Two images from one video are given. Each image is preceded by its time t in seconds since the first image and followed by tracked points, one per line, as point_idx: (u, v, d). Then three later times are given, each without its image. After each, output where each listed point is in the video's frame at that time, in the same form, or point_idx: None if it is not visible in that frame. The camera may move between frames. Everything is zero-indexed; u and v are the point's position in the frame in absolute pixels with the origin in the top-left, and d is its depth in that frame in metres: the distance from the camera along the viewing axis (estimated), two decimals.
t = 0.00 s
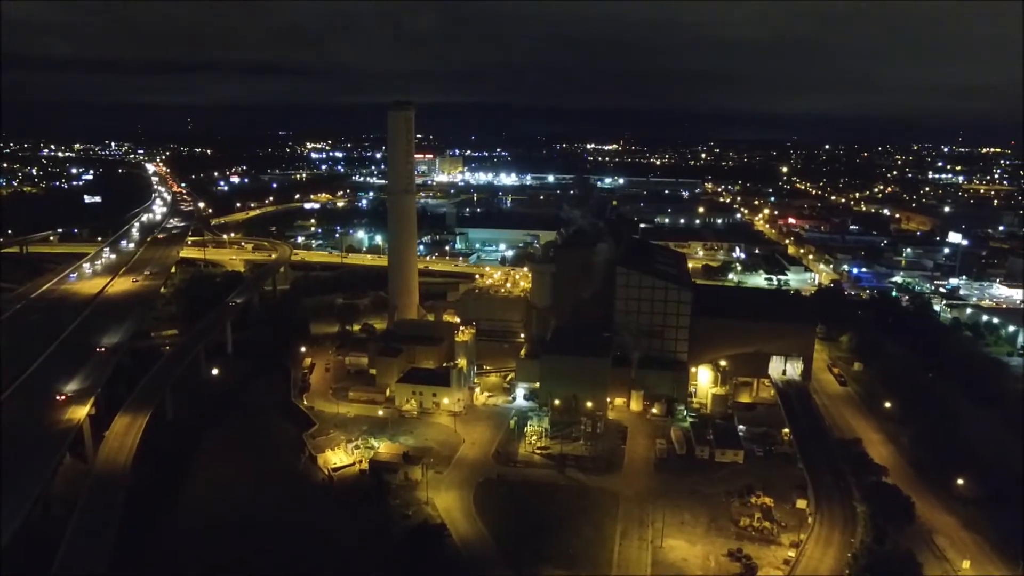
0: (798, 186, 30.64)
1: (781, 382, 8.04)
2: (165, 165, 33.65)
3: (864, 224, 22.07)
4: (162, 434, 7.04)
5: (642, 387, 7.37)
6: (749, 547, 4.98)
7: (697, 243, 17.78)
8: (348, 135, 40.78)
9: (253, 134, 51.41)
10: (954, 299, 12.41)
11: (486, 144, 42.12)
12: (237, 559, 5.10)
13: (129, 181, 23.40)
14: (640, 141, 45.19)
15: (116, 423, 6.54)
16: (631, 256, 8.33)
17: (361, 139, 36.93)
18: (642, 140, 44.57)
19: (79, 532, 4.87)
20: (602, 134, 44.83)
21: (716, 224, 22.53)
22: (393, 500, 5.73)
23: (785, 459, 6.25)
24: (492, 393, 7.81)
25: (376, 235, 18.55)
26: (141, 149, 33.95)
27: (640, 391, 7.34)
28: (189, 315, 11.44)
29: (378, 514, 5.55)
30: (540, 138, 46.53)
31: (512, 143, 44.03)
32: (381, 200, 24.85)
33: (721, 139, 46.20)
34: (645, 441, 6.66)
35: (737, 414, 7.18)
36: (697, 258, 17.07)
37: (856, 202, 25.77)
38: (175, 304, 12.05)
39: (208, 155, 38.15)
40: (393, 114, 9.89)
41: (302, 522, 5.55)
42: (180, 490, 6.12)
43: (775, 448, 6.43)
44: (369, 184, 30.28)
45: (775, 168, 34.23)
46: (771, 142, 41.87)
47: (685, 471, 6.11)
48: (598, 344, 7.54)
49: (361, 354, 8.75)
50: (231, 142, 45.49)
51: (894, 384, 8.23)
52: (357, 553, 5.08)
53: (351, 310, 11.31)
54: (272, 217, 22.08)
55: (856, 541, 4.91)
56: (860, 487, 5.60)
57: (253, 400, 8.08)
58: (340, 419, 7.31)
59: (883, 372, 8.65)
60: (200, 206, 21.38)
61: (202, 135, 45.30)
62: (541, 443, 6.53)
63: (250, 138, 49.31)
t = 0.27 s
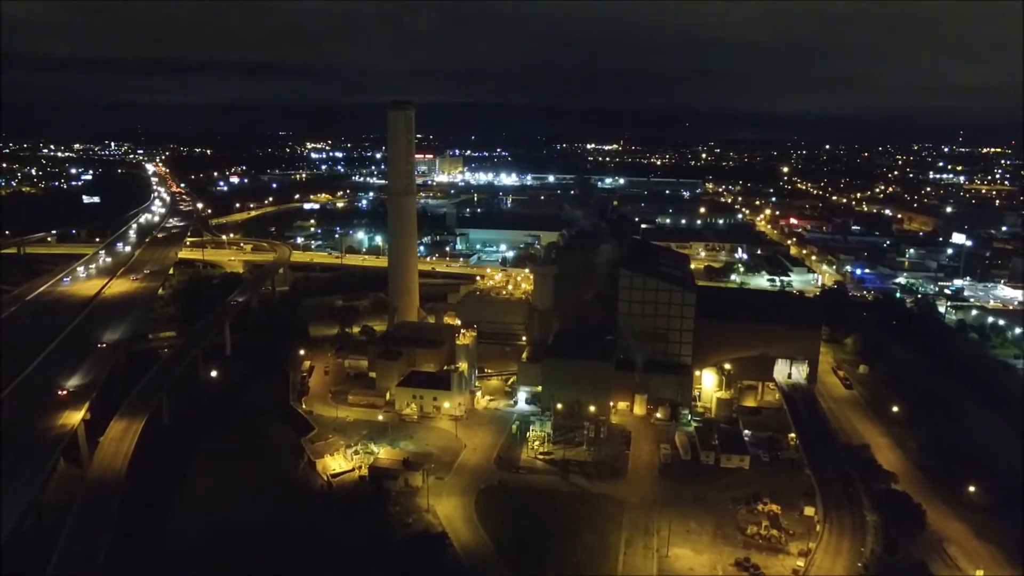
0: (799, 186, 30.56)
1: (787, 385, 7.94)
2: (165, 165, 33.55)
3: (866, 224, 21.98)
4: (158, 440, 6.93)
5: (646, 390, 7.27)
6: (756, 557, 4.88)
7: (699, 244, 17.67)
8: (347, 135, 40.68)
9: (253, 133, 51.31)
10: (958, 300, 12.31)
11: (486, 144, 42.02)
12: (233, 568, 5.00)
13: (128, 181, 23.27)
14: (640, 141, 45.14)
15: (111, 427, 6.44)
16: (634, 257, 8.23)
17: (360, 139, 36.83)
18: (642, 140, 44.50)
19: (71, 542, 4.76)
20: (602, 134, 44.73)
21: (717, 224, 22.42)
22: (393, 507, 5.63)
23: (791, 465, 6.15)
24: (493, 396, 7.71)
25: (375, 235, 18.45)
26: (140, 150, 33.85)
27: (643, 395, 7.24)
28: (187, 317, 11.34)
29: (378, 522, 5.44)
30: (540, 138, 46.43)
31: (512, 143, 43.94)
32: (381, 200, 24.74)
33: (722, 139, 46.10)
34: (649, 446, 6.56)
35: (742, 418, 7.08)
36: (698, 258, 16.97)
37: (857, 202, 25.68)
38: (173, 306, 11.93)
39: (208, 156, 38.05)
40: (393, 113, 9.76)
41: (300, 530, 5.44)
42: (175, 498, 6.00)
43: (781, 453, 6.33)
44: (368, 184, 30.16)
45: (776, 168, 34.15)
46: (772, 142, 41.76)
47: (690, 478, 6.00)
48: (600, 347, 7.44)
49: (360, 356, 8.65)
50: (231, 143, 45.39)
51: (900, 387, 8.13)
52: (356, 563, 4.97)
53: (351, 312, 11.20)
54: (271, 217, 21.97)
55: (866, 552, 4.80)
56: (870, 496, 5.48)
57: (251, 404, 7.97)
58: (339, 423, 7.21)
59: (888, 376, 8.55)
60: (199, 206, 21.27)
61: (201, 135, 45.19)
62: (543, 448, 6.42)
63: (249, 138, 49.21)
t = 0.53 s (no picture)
0: (800, 186, 30.51)
1: (792, 389, 7.84)
2: (164, 165, 33.44)
3: (868, 224, 21.90)
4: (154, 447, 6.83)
5: (649, 395, 7.17)
6: (764, 566, 4.78)
7: (701, 245, 17.57)
8: (347, 136, 40.61)
9: (253, 134, 51.23)
10: (963, 301, 12.22)
11: (486, 144, 41.95)
12: None
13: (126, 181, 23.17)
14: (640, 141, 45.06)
15: (106, 433, 6.34)
16: (636, 259, 8.12)
17: (360, 139, 36.74)
18: (642, 140, 44.43)
19: (63, 552, 4.65)
20: (603, 134, 44.65)
21: (718, 225, 22.34)
22: (393, 515, 5.52)
23: (798, 472, 6.05)
24: (494, 401, 7.60)
25: (375, 236, 18.35)
26: (140, 149, 33.80)
27: (646, 399, 7.13)
28: (185, 320, 11.24)
29: (377, 530, 5.33)
30: (540, 138, 46.34)
31: (512, 143, 43.86)
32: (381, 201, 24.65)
33: (722, 138, 46.02)
34: (652, 452, 6.45)
35: (747, 423, 6.98)
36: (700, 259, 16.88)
37: (858, 203, 25.60)
38: (170, 309, 11.82)
39: (207, 156, 37.94)
40: (393, 113, 9.66)
41: (297, 539, 5.33)
42: (170, 505, 5.90)
43: (787, 459, 6.22)
44: (368, 185, 30.07)
45: (777, 168, 34.07)
46: (772, 142, 41.68)
47: (695, 484, 5.90)
48: (603, 350, 7.33)
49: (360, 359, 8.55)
50: (230, 143, 45.28)
51: (907, 391, 8.03)
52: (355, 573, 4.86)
53: (350, 314, 11.10)
54: (270, 218, 21.87)
55: (877, 563, 4.70)
56: (880, 503, 5.38)
57: (249, 408, 7.87)
58: (338, 428, 7.10)
59: (894, 379, 8.45)
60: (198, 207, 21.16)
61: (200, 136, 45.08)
62: (546, 454, 6.32)
63: (249, 139, 49.14)
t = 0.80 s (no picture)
0: (801, 187, 30.44)
1: (797, 393, 7.74)
2: (163, 165, 33.33)
3: (869, 224, 21.81)
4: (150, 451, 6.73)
5: (653, 398, 7.06)
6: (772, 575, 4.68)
7: (702, 246, 17.48)
8: (347, 136, 40.53)
9: (252, 134, 51.15)
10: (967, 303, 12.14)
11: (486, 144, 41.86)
12: None
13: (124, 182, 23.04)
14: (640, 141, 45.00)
15: (100, 438, 6.24)
16: (639, 261, 8.02)
17: (360, 139, 36.65)
18: (642, 140, 44.36)
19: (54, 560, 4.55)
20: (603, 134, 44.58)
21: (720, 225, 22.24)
22: (393, 522, 5.42)
23: (804, 478, 5.94)
24: (496, 404, 7.50)
25: (375, 237, 18.26)
26: (139, 149, 33.70)
27: (650, 403, 7.03)
28: (183, 322, 11.14)
29: (377, 537, 5.24)
30: (540, 138, 46.26)
31: (512, 143, 43.77)
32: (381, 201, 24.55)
33: (722, 138, 45.96)
34: (656, 457, 6.35)
35: (752, 427, 6.88)
36: (702, 260, 16.78)
37: (860, 203, 25.52)
38: (168, 310, 11.72)
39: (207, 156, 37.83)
40: (393, 113, 9.55)
41: (295, 546, 5.23)
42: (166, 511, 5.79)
43: (793, 465, 6.13)
44: (368, 185, 29.97)
45: (777, 168, 33.99)
46: (773, 142, 41.61)
47: (700, 491, 5.79)
48: (606, 353, 7.24)
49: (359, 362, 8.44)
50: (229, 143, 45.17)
51: (913, 394, 7.93)
52: None
53: (350, 316, 10.99)
54: (270, 218, 21.76)
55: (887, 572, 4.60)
56: (889, 511, 5.28)
57: (247, 412, 7.76)
58: (337, 433, 7.00)
59: (900, 383, 8.35)
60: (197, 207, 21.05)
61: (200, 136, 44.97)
62: (548, 459, 6.22)
63: (250, 139, 49.00)
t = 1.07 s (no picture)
0: (801, 187, 30.38)
1: (802, 397, 7.65)
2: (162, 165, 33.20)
3: (871, 224, 21.74)
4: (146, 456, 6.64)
5: (656, 403, 6.95)
6: None
7: (704, 246, 17.38)
8: (347, 136, 40.43)
9: (251, 134, 51.02)
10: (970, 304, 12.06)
11: (486, 145, 41.78)
12: None
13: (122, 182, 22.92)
14: (640, 141, 44.92)
15: (94, 444, 6.13)
16: (642, 262, 7.92)
17: (360, 139, 36.55)
18: (641, 140, 44.30)
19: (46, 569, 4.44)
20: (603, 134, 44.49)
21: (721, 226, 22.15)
22: (393, 530, 5.31)
23: (811, 484, 5.85)
24: (497, 409, 7.39)
25: (375, 238, 18.17)
26: (138, 149, 33.61)
27: (653, 407, 6.92)
28: (180, 324, 11.04)
29: (376, 546, 5.14)
30: (540, 139, 46.16)
31: (511, 143, 43.67)
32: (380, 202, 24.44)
33: (722, 139, 45.90)
34: (660, 463, 6.25)
35: (757, 432, 6.78)
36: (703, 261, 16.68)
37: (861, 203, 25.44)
38: (165, 312, 11.61)
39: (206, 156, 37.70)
40: (392, 113, 9.44)
41: (293, 553, 5.13)
42: (161, 518, 5.68)
43: (800, 471, 6.03)
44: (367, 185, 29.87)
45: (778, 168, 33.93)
46: (773, 142, 41.55)
47: (705, 497, 5.69)
48: (609, 357, 7.14)
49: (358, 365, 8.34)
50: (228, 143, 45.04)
51: (918, 398, 7.85)
52: None
53: (349, 318, 10.89)
54: (268, 219, 21.65)
55: None
56: (899, 519, 5.18)
57: (244, 416, 7.66)
58: (336, 438, 6.89)
59: (905, 386, 8.26)
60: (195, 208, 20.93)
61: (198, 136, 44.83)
62: (550, 465, 6.12)
63: (250, 139, 48.90)
